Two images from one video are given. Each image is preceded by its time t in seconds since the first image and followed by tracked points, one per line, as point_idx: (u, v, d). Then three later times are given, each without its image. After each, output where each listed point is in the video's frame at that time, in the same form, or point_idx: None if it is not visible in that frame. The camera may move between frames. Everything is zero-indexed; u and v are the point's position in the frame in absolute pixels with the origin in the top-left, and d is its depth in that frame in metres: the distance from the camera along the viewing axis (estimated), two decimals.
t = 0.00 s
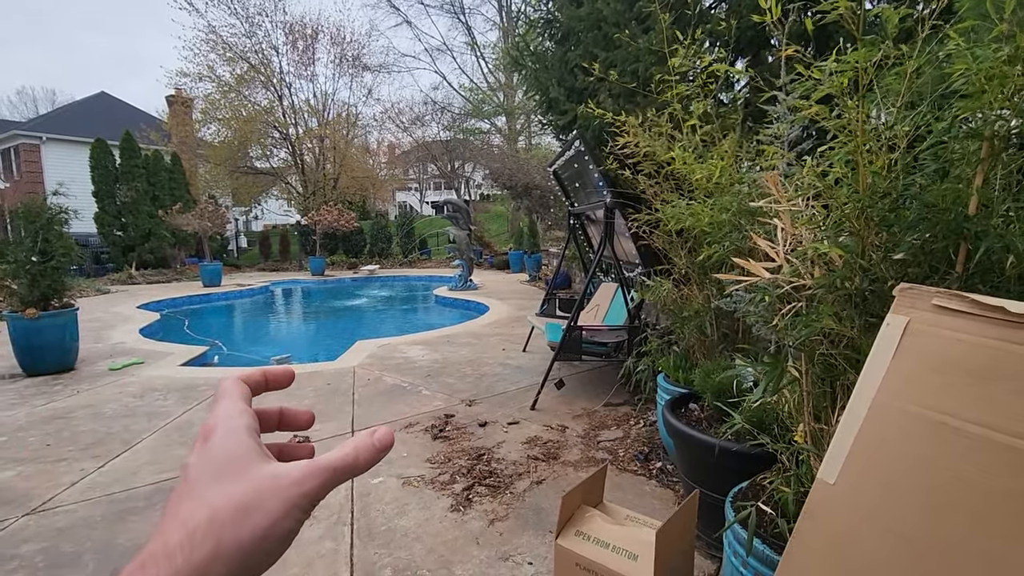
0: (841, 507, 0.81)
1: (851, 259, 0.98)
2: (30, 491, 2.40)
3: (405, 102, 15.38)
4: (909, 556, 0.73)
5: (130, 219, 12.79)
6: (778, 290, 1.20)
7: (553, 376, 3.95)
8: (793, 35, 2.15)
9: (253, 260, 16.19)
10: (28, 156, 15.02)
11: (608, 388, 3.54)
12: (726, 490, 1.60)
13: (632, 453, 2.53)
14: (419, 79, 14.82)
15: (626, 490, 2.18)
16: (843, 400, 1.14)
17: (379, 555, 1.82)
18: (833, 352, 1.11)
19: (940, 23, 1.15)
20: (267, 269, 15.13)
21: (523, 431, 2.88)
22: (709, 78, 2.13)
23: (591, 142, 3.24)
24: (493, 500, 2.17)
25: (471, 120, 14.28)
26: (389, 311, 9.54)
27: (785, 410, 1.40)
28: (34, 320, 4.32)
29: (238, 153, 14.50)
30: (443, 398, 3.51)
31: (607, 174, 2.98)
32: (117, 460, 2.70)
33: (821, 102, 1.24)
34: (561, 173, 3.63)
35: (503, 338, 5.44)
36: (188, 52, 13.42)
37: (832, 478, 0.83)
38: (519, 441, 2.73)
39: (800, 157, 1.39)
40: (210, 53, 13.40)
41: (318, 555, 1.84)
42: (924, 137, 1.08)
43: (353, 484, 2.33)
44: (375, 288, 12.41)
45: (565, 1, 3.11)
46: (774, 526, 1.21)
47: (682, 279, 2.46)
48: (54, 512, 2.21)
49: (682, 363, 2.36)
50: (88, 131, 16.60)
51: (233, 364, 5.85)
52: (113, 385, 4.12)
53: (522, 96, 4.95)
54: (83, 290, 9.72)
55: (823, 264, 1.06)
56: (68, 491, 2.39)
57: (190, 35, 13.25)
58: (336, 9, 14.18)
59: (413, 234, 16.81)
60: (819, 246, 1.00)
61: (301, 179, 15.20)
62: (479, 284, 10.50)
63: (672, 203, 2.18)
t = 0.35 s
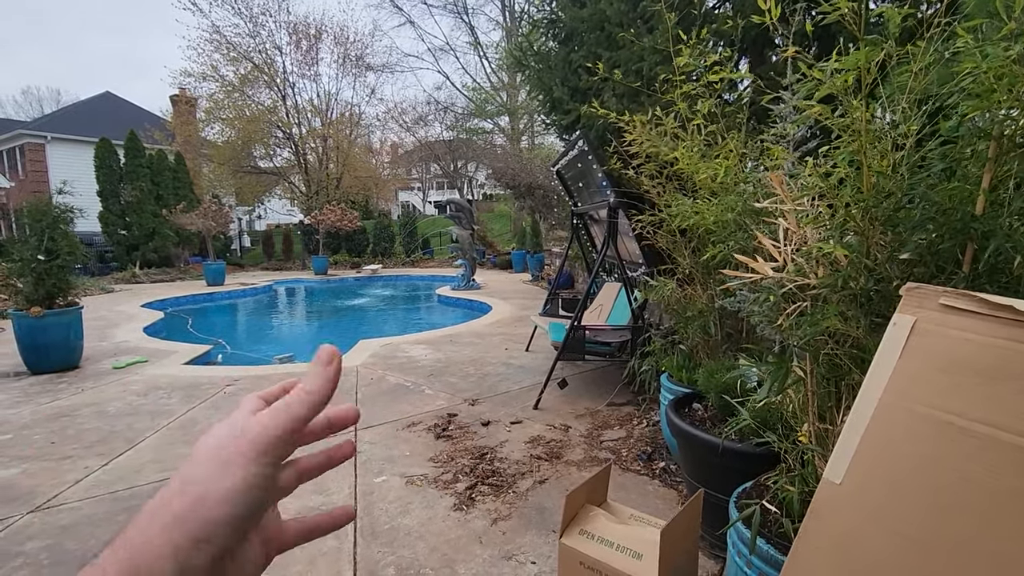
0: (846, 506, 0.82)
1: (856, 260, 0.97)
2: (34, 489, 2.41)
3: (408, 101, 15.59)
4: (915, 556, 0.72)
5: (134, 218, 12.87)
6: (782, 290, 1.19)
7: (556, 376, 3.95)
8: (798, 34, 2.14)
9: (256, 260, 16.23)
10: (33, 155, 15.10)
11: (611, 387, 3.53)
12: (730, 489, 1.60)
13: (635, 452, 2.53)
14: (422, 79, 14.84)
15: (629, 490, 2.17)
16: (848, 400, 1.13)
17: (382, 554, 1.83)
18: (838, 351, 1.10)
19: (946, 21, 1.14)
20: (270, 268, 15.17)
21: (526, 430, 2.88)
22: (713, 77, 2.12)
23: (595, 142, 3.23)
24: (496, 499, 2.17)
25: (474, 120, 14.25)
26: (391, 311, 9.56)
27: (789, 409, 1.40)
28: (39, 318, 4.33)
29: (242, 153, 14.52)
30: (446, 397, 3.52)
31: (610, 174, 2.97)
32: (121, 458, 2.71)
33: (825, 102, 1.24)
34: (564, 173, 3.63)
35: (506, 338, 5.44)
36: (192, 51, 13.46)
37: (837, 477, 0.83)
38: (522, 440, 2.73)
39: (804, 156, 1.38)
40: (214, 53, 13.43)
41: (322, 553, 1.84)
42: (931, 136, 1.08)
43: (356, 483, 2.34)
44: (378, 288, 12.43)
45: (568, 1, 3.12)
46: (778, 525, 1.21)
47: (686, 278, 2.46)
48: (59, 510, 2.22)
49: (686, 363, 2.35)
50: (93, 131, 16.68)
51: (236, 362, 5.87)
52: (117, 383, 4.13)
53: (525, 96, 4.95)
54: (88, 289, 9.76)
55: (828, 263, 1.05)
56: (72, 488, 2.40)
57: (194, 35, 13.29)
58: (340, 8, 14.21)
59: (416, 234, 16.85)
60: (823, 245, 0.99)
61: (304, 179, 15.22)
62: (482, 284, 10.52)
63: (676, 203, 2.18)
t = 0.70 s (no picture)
0: (849, 506, 0.81)
1: (860, 259, 0.97)
2: (37, 488, 2.41)
3: (410, 101, 15.58)
4: (915, 555, 0.72)
5: (136, 218, 12.91)
6: (785, 289, 1.19)
7: (557, 376, 3.95)
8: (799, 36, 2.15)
9: (258, 259, 16.25)
10: (35, 155, 15.12)
11: (613, 387, 3.53)
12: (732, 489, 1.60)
13: (637, 453, 2.52)
14: (424, 79, 14.88)
15: (630, 490, 2.17)
16: (850, 400, 1.13)
17: (383, 553, 1.83)
18: (839, 351, 1.10)
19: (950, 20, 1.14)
20: (272, 268, 15.19)
21: (527, 430, 2.88)
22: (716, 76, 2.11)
23: (596, 142, 3.23)
24: (498, 499, 2.17)
25: (476, 119, 14.34)
26: (393, 310, 9.57)
27: (791, 409, 1.39)
28: (41, 318, 4.34)
29: (244, 153, 14.51)
30: (447, 397, 3.52)
31: (612, 173, 2.97)
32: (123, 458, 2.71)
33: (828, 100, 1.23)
34: (566, 173, 3.63)
35: (507, 338, 5.44)
36: (194, 51, 13.47)
37: (839, 476, 0.83)
38: (523, 440, 2.73)
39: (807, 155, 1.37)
40: (216, 53, 13.46)
41: (324, 552, 1.85)
42: (935, 135, 1.08)
43: (357, 483, 2.34)
44: (379, 287, 12.43)
45: (570, 1, 3.12)
46: (779, 524, 1.21)
47: (688, 278, 2.45)
48: (61, 508, 2.22)
49: (687, 363, 2.35)
50: (95, 131, 16.71)
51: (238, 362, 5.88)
52: (119, 383, 4.14)
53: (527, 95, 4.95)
54: (90, 289, 9.79)
55: (830, 263, 1.05)
56: (75, 487, 2.40)
57: (196, 35, 13.30)
58: (342, 9, 14.21)
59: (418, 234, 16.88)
60: (828, 244, 0.99)
61: (305, 179, 15.24)
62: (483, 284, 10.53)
63: (678, 203, 2.17)
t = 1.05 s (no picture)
0: (846, 508, 0.81)
1: (857, 262, 0.98)
2: (36, 491, 2.41)
3: (409, 105, 15.73)
4: (913, 556, 0.73)
5: (135, 221, 12.91)
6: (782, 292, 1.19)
7: (555, 378, 3.96)
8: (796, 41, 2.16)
9: (257, 262, 16.25)
10: (35, 158, 15.12)
11: (611, 390, 3.54)
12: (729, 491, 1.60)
13: (636, 455, 2.53)
14: (423, 82, 14.89)
15: (628, 492, 2.18)
16: (846, 402, 1.13)
17: (382, 556, 1.83)
18: (836, 353, 1.11)
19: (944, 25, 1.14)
20: (271, 270, 15.19)
21: (526, 432, 2.88)
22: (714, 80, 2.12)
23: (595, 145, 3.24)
24: (496, 502, 2.17)
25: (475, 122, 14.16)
26: (392, 313, 9.57)
27: (789, 412, 1.39)
28: (40, 321, 4.34)
29: (243, 155, 14.53)
30: (446, 400, 3.52)
31: (611, 177, 2.98)
32: (122, 460, 2.71)
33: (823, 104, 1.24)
34: (564, 176, 3.64)
35: (506, 340, 5.45)
36: (193, 55, 13.51)
37: (835, 478, 0.83)
38: (523, 443, 2.73)
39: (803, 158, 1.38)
40: (215, 56, 13.49)
41: (323, 555, 1.85)
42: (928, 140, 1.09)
43: (356, 486, 2.34)
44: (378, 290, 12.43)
45: (569, 4, 3.13)
46: (776, 527, 1.22)
47: (686, 281, 2.44)
48: (60, 511, 2.22)
49: (686, 365, 2.35)
50: (94, 133, 16.72)
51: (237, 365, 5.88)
52: (118, 386, 4.13)
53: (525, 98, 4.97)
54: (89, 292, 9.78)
55: (826, 266, 1.06)
56: (74, 490, 2.40)
57: (195, 38, 13.33)
58: (341, 12, 14.26)
59: (417, 236, 16.89)
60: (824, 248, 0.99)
61: (305, 181, 15.27)
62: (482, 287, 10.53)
63: (677, 206, 2.17)
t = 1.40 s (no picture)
0: (843, 503, 0.82)
1: (856, 259, 0.98)
2: (29, 485, 2.40)
3: (407, 101, 15.65)
4: (909, 552, 0.73)
5: (131, 216, 12.83)
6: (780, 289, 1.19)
7: (551, 376, 3.96)
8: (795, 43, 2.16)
9: (253, 258, 16.20)
10: (29, 152, 15.03)
11: (608, 388, 3.54)
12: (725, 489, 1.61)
13: (632, 453, 2.53)
14: (422, 79, 14.81)
15: (624, 490, 2.18)
16: (843, 400, 1.13)
17: (377, 552, 1.83)
18: (834, 351, 1.10)
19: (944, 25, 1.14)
20: (267, 267, 15.14)
21: (522, 430, 2.88)
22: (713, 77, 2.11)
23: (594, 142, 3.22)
24: (492, 498, 2.17)
25: (473, 120, 14.33)
26: (389, 310, 9.56)
27: (786, 409, 1.37)
28: (33, 315, 4.31)
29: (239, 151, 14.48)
30: (442, 396, 3.52)
31: (609, 174, 2.99)
32: (116, 455, 2.70)
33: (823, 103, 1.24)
34: (562, 173, 3.64)
35: (502, 338, 5.45)
36: (190, 49, 13.46)
37: (832, 474, 0.84)
38: (519, 440, 2.73)
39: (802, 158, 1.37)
40: (212, 51, 13.42)
41: (317, 550, 1.84)
42: (926, 140, 1.09)
43: (352, 482, 2.34)
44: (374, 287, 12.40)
45: (568, 2, 3.13)
46: (772, 523, 1.22)
47: (683, 279, 2.42)
48: (53, 506, 2.21)
49: (682, 363, 2.35)
50: (90, 128, 16.64)
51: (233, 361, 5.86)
52: (112, 380, 4.11)
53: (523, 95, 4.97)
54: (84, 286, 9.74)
55: (825, 264, 1.05)
56: (67, 485, 2.39)
57: (192, 33, 13.26)
58: (339, 8, 14.19)
59: (414, 234, 16.86)
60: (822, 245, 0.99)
61: (302, 177, 15.23)
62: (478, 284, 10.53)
63: (675, 204, 2.16)
